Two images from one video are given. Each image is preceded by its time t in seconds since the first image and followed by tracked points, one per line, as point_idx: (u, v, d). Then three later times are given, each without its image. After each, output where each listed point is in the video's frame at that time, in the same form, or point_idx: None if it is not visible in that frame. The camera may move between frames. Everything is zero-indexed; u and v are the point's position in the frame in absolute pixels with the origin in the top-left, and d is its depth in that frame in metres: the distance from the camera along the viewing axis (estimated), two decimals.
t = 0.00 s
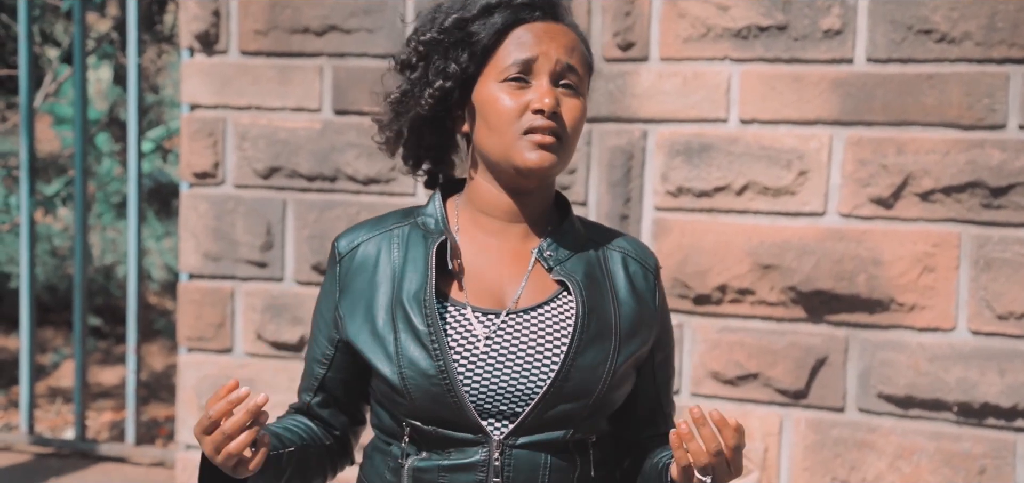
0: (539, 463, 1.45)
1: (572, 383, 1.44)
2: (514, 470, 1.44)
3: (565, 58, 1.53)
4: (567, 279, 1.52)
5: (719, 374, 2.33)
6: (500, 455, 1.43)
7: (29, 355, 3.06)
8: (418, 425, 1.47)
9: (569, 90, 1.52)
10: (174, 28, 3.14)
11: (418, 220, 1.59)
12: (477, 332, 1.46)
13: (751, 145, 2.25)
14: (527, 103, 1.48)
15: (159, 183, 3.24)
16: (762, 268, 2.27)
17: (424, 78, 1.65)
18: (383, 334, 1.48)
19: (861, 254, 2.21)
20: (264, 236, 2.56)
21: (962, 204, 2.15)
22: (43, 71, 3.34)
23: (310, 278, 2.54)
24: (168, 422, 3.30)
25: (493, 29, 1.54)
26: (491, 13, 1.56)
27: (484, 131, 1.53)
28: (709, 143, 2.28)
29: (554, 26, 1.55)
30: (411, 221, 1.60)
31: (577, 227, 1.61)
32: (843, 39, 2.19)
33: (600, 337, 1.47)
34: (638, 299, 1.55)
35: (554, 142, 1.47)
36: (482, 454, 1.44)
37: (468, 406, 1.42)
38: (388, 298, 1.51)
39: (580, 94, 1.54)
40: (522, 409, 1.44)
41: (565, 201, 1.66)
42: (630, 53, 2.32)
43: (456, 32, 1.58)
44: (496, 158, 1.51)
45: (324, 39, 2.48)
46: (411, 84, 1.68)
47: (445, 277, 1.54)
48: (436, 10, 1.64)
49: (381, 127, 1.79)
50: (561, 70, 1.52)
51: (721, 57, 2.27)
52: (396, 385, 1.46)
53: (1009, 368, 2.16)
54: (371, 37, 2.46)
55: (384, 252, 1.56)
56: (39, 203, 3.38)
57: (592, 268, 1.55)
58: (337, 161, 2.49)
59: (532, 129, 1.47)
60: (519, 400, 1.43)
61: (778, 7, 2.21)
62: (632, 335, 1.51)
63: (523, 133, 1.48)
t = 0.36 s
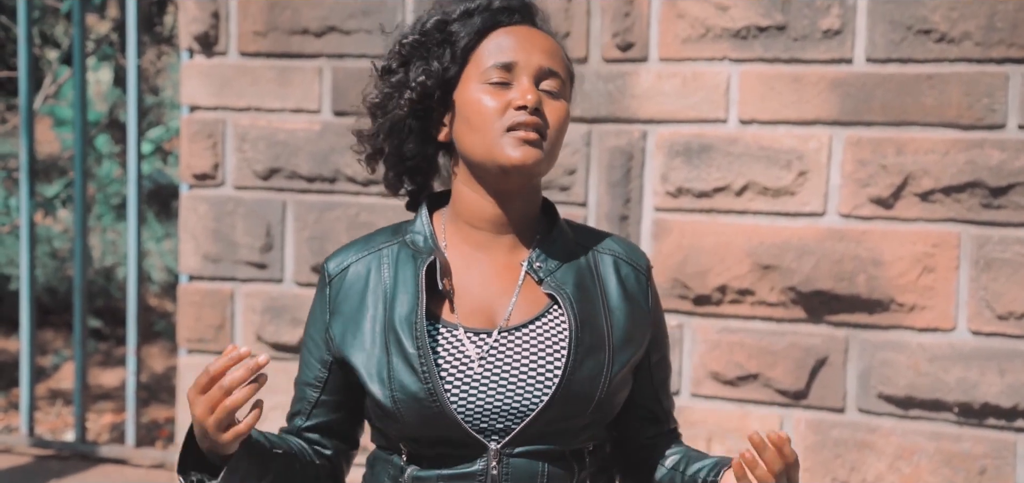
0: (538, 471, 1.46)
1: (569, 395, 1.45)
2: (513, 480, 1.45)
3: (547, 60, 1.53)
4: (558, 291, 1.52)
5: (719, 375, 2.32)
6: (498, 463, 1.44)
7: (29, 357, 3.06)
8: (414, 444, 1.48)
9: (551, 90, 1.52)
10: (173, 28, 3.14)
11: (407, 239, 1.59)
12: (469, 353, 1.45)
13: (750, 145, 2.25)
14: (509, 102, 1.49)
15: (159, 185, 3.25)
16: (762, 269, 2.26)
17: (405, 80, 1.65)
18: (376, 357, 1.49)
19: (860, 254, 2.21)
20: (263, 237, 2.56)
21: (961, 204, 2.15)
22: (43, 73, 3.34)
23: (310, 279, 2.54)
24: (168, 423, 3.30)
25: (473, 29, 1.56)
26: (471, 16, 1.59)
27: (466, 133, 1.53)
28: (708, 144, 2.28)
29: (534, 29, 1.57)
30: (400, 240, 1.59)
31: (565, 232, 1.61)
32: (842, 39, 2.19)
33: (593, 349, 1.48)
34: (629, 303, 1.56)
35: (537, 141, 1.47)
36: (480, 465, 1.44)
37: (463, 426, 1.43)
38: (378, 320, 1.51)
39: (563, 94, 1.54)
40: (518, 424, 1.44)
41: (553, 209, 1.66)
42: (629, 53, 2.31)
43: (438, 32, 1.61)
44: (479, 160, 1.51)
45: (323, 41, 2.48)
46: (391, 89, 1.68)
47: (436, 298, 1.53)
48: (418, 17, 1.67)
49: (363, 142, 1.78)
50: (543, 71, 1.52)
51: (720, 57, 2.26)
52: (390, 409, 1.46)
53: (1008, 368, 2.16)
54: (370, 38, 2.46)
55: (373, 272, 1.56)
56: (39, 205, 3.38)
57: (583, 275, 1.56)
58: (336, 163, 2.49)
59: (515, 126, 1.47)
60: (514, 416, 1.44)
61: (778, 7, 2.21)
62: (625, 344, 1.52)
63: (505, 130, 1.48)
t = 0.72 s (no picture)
0: (544, 467, 1.48)
1: (561, 380, 1.47)
2: (519, 473, 1.48)
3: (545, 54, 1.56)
4: (554, 274, 1.53)
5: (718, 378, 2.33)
6: (500, 461, 1.48)
7: (29, 360, 3.06)
8: (423, 434, 1.55)
9: (548, 85, 1.54)
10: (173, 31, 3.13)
11: (415, 238, 1.66)
12: (460, 341, 1.51)
13: (750, 149, 2.25)
14: (504, 94, 1.52)
15: (159, 189, 3.23)
16: (762, 272, 2.27)
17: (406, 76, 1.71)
18: (379, 349, 1.58)
19: (859, 258, 2.21)
20: (263, 241, 2.56)
21: (960, 207, 2.15)
22: (43, 76, 3.35)
23: (309, 282, 2.54)
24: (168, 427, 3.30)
25: (471, 25, 1.61)
26: (470, 13, 1.64)
27: (465, 128, 1.56)
28: (707, 147, 2.28)
29: (534, 26, 1.60)
30: (410, 240, 1.67)
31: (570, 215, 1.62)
32: (841, 43, 2.19)
33: (586, 330, 1.49)
34: (634, 283, 1.55)
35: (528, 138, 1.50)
36: (485, 461, 1.49)
37: (461, 415, 1.48)
38: (381, 315, 1.60)
39: (562, 90, 1.56)
40: (516, 413, 1.47)
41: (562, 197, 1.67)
42: (628, 57, 2.32)
43: (437, 28, 1.66)
44: (474, 156, 1.55)
45: (323, 44, 2.49)
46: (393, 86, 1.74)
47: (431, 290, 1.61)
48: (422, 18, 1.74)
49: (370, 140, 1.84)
50: (541, 67, 1.54)
51: (719, 61, 2.27)
52: (393, 399, 1.55)
53: (1007, 371, 2.16)
54: (369, 41, 2.46)
55: (382, 270, 1.65)
56: (38, 208, 3.39)
57: (585, 258, 1.57)
58: (336, 166, 2.49)
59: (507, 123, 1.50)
60: (511, 404, 1.47)
61: (776, 11, 2.21)
62: (626, 324, 1.52)
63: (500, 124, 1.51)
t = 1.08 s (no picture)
0: (582, 473, 1.48)
1: (602, 386, 1.47)
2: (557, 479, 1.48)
3: (580, 95, 1.49)
4: (595, 281, 1.54)
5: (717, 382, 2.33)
6: (541, 466, 1.48)
7: (29, 364, 3.06)
8: (461, 439, 1.53)
9: (589, 125, 1.51)
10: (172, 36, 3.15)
11: (466, 237, 1.64)
12: (512, 346, 1.50)
13: (749, 152, 2.26)
14: (543, 145, 1.49)
15: (158, 192, 3.25)
16: (760, 276, 2.27)
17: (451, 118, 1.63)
18: (426, 348, 1.54)
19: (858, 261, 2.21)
20: (262, 245, 2.56)
21: (959, 211, 2.15)
22: (43, 80, 3.35)
23: (309, 286, 2.54)
24: (167, 430, 3.30)
25: (512, 70, 1.51)
26: (507, 50, 1.51)
27: (508, 171, 1.55)
28: (706, 151, 2.28)
29: (575, 60, 1.50)
30: (460, 238, 1.65)
31: (613, 230, 1.63)
32: (840, 47, 2.20)
33: (629, 338, 1.50)
34: (677, 292, 1.55)
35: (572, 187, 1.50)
36: (525, 466, 1.48)
37: (506, 418, 1.47)
38: (431, 312, 1.56)
39: (603, 124, 1.52)
40: (559, 418, 1.48)
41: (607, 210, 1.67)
42: (627, 61, 2.32)
43: (473, 79, 1.54)
44: (519, 199, 1.55)
45: (322, 48, 2.49)
46: (439, 123, 1.65)
47: (488, 289, 1.59)
48: (456, 45, 1.59)
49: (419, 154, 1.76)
50: (580, 110, 1.49)
51: (718, 65, 2.27)
52: (437, 400, 1.52)
53: (1006, 375, 2.16)
54: (369, 46, 2.46)
55: (430, 267, 1.62)
56: (38, 212, 3.39)
57: (627, 270, 1.57)
58: (335, 170, 2.50)
59: (547, 174, 1.49)
60: (554, 409, 1.48)
61: (775, 15, 2.21)
62: (669, 334, 1.51)
63: (537, 177, 1.50)
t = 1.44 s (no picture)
0: (625, 470, 1.50)
1: (653, 384, 1.49)
2: (600, 477, 1.49)
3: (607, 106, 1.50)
4: (639, 282, 1.57)
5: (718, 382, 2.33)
6: (587, 462, 1.48)
7: (29, 363, 3.06)
8: (502, 437, 1.52)
9: (615, 130, 1.51)
10: (173, 35, 3.15)
11: (490, 241, 1.64)
12: (563, 344, 1.50)
13: (750, 153, 2.26)
14: (579, 161, 1.50)
15: (159, 192, 3.25)
16: (762, 276, 2.27)
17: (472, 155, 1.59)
18: (469, 347, 1.52)
19: (859, 262, 2.22)
20: (263, 244, 2.56)
21: (960, 211, 2.16)
22: (43, 79, 3.35)
23: (309, 286, 2.54)
24: (168, 430, 3.30)
25: (537, 99, 1.48)
26: (526, 81, 1.49)
27: (541, 184, 1.55)
28: (707, 152, 2.28)
29: (592, 71, 1.49)
30: (484, 242, 1.65)
31: (645, 232, 1.66)
32: (840, 48, 2.20)
33: (674, 338, 1.52)
34: (709, 295, 1.60)
35: (610, 195, 1.52)
36: (570, 462, 1.49)
37: (555, 416, 1.47)
38: (471, 312, 1.55)
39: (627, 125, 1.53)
40: (606, 416, 1.49)
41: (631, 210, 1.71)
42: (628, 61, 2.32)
43: (499, 117, 1.52)
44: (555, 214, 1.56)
45: (323, 48, 2.49)
46: (461, 159, 1.61)
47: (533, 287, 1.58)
48: (467, 82, 1.55)
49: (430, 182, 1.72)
50: (606, 120, 1.50)
51: (719, 65, 2.27)
52: (481, 398, 1.50)
53: (1007, 375, 2.17)
54: (370, 45, 2.46)
55: (462, 268, 1.61)
56: (38, 211, 3.40)
57: (665, 271, 1.61)
58: (336, 170, 2.50)
59: (584, 190, 1.51)
60: (602, 407, 1.49)
61: (776, 15, 2.21)
62: (709, 335, 1.55)
63: (576, 193, 1.51)
